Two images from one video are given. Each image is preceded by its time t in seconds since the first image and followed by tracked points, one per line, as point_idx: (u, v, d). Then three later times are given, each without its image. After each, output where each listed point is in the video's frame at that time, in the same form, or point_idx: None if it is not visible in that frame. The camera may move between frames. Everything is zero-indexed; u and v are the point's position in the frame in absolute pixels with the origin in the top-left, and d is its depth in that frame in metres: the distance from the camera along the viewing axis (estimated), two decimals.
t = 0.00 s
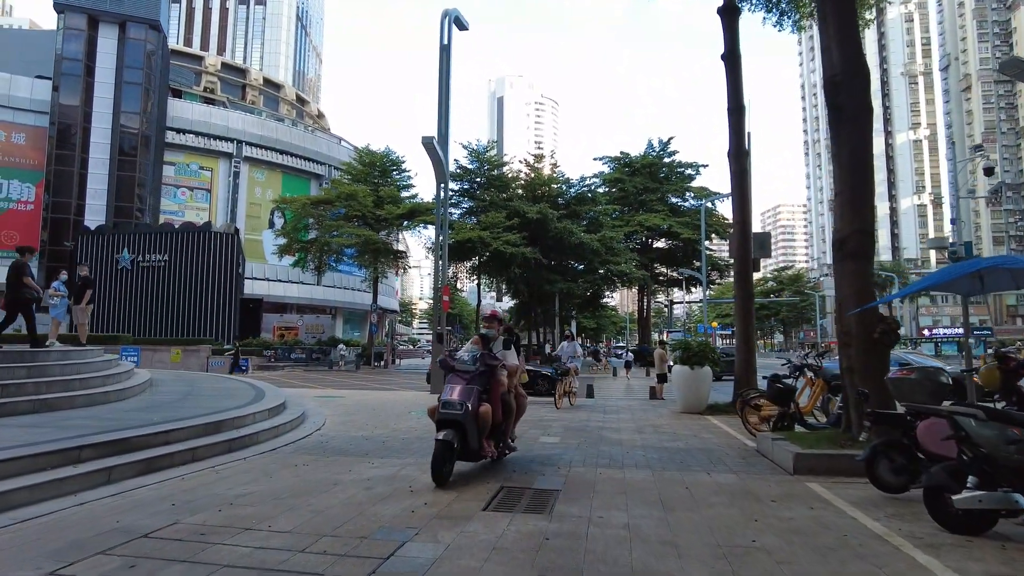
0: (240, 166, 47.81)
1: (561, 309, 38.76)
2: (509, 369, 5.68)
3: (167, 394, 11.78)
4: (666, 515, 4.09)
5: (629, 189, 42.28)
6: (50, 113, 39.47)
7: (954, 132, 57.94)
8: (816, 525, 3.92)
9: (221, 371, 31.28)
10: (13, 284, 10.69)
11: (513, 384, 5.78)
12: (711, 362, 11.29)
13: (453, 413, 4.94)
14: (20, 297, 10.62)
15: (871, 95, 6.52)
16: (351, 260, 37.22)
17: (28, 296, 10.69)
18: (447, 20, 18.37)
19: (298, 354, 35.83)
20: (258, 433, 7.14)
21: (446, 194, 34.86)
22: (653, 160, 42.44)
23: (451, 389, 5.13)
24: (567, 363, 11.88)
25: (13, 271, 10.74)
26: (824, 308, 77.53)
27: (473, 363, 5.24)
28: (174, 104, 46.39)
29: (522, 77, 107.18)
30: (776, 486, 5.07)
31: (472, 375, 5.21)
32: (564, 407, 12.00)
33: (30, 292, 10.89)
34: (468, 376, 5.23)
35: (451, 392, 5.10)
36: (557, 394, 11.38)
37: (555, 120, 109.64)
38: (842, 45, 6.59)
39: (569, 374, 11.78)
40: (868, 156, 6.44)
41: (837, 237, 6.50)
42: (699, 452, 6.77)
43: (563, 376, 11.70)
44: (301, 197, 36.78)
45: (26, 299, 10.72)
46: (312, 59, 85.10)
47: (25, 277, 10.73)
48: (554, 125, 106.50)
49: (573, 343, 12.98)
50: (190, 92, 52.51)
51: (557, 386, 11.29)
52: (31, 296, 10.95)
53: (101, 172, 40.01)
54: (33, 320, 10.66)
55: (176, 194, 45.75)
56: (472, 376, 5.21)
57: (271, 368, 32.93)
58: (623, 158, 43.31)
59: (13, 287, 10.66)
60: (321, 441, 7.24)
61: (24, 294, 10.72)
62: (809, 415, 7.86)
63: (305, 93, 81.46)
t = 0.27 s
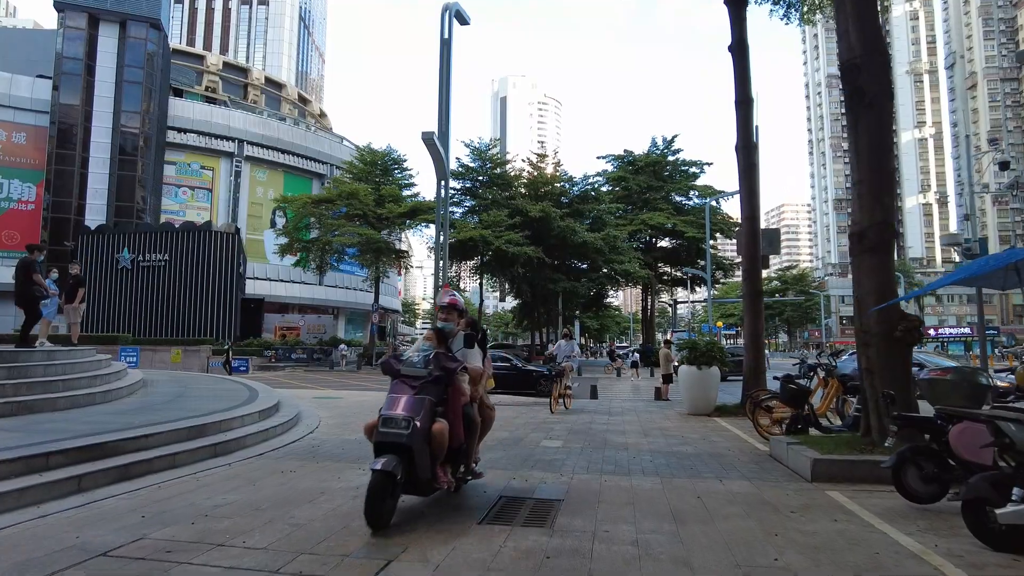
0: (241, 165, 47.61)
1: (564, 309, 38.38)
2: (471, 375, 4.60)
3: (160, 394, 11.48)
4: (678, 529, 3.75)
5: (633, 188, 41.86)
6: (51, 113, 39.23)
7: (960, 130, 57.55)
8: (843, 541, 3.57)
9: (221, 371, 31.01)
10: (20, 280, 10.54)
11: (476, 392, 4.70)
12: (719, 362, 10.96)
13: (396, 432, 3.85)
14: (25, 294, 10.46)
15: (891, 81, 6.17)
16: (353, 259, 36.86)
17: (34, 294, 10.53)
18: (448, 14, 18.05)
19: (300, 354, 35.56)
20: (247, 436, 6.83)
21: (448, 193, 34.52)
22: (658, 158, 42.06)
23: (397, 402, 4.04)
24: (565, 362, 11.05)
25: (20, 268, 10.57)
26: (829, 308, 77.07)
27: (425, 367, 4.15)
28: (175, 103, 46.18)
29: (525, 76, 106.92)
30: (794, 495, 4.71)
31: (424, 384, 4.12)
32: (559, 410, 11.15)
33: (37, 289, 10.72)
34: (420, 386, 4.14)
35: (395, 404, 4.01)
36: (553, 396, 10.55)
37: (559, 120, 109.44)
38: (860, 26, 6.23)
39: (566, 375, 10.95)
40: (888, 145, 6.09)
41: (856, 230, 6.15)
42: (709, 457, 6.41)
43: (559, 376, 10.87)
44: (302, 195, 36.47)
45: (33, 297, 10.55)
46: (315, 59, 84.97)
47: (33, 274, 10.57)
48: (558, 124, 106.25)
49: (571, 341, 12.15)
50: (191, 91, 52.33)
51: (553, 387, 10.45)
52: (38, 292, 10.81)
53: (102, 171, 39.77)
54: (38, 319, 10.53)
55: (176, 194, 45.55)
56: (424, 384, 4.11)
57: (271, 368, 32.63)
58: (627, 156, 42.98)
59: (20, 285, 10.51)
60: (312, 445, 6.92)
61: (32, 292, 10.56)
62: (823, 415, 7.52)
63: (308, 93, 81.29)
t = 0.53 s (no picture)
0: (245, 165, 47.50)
1: (569, 309, 38.16)
2: (415, 387, 3.44)
3: (155, 395, 11.21)
4: (694, 547, 3.45)
5: (639, 187, 41.51)
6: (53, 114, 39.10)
7: (968, 129, 57.16)
8: (877, 561, 3.24)
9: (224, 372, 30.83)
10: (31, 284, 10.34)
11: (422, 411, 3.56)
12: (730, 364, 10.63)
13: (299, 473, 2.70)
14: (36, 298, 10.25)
15: (914, 66, 5.80)
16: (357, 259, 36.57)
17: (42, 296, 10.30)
18: (451, 10, 17.78)
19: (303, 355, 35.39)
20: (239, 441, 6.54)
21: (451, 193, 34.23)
22: (664, 157, 41.69)
23: (297, 431, 2.79)
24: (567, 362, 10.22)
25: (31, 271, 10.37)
26: (836, 308, 76.67)
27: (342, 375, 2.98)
28: (178, 103, 46.06)
29: (530, 77, 106.81)
30: (817, 507, 4.39)
31: (341, 403, 2.88)
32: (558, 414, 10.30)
33: (46, 291, 10.51)
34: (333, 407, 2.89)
35: (297, 431, 2.80)
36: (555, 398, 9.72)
37: (563, 121, 109.32)
38: (882, 9, 5.87)
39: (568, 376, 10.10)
40: (911, 134, 5.74)
41: (878, 223, 5.79)
42: (722, 463, 6.09)
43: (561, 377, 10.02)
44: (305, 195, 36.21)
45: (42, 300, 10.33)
46: (320, 61, 85.07)
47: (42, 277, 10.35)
48: (563, 125, 106.10)
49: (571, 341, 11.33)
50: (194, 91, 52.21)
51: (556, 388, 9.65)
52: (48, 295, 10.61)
53: (106, 172, 39.64)
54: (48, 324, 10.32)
55: (180, 194, 45.64)
56: (342, 401, 2.87)
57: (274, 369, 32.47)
58: (632, 155, 42.64)
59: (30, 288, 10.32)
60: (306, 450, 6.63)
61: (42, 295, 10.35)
62: (842, 418, 7.16)
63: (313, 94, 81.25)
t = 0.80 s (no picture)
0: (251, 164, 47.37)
1: (576, 308, 37.88)
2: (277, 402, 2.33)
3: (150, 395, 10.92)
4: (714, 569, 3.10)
5: (646, 185, 41.11)
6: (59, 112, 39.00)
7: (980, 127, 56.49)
8: None
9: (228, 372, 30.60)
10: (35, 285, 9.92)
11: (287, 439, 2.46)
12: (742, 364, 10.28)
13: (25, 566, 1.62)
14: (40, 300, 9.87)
15: (944, 47, 5.43)
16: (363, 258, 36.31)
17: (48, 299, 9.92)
18: (456, 4, 17.48)
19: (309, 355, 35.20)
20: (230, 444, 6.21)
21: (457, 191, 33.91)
22: (672, 155, 41.26)
23: (19, 505, 1.67)
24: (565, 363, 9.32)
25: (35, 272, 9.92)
26: (845, 307, 76.10)
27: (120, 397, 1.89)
28: (184, 102, 45.96)
29: (536, 76, 106.59)
30: (845, 519, 4.03)
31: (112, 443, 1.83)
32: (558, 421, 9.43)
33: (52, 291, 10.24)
34: (97, 458, 1.79)
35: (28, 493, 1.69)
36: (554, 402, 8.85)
37: (570, 120, 109.05)
38: None
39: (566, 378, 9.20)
40: (941, 119, 5.37)
41: (906, 214, 5.42)
42: (738, 470, 5.73)
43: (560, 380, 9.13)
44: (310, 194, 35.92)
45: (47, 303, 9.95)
46: (326, 60, 85.07)
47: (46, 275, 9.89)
48: (569, 124, 105.81)
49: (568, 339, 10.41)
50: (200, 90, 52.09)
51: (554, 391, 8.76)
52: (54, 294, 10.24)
53: (111, 171, 39.50)
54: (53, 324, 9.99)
55: (185, 193, 45.32)
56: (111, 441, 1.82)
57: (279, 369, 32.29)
58: (639, 153, 42.26)
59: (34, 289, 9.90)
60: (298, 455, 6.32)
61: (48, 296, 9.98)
62: (865, 422, 6.79)
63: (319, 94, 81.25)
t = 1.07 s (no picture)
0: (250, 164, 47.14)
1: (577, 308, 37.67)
2: None
3: (140, 397, 10.61)
4: None
5: (648, 184, 40.80)
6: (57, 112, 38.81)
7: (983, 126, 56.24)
8: None
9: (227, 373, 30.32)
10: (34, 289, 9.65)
11: None
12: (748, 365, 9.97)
13: None
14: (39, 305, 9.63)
15: (965, 30, 5.13)
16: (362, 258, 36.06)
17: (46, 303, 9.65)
18: None
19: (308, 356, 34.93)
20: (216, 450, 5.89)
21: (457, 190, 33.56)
22: (674, 154, 40.97)
23: None
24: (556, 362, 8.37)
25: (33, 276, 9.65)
26: (848, 308, 75.86)
27: None
28: (183, 102, 45.75)
29: (537, 76, 106.31)
30: (866, 534, 3.72)
31: None
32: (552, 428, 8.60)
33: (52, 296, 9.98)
34: None
35: None
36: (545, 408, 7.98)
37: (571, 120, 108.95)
38: None
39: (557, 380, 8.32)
40: (962, 108, 5.06)
41: (925, 208, 5.10)
42: (748, 479, 5.43)
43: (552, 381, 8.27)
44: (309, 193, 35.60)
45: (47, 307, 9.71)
46: (327, 61, 85.00)
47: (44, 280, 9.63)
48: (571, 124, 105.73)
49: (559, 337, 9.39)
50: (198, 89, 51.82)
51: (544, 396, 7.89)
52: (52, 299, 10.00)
53: (109, 171, 39.26)
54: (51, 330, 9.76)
55: (185, 193, 45.22)
56: None
57: (278, 369, 32.05)
58: (641, 152, 41.94)
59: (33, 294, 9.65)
60: (285, 460, 6.02)
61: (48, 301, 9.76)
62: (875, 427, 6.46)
63: (320, 94, 81.05)
